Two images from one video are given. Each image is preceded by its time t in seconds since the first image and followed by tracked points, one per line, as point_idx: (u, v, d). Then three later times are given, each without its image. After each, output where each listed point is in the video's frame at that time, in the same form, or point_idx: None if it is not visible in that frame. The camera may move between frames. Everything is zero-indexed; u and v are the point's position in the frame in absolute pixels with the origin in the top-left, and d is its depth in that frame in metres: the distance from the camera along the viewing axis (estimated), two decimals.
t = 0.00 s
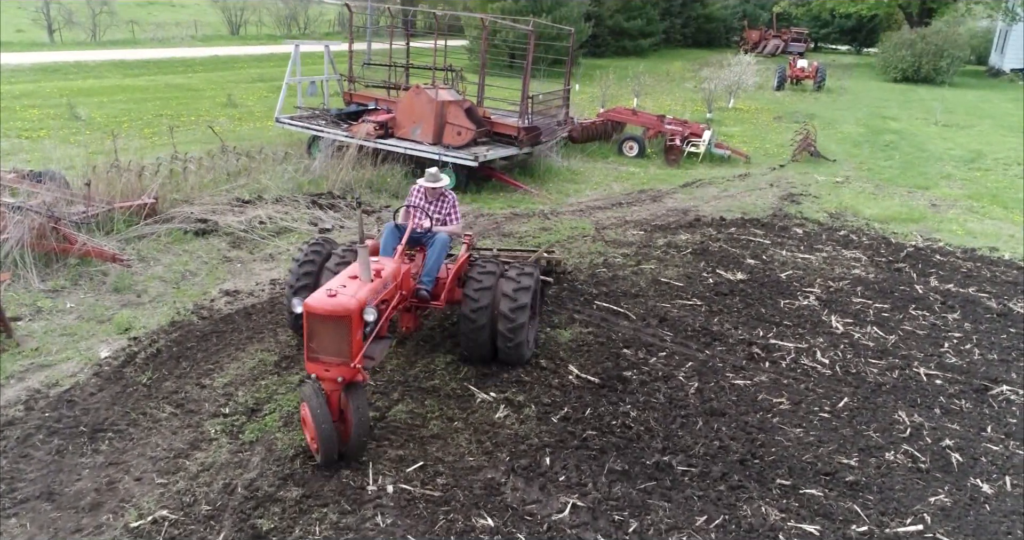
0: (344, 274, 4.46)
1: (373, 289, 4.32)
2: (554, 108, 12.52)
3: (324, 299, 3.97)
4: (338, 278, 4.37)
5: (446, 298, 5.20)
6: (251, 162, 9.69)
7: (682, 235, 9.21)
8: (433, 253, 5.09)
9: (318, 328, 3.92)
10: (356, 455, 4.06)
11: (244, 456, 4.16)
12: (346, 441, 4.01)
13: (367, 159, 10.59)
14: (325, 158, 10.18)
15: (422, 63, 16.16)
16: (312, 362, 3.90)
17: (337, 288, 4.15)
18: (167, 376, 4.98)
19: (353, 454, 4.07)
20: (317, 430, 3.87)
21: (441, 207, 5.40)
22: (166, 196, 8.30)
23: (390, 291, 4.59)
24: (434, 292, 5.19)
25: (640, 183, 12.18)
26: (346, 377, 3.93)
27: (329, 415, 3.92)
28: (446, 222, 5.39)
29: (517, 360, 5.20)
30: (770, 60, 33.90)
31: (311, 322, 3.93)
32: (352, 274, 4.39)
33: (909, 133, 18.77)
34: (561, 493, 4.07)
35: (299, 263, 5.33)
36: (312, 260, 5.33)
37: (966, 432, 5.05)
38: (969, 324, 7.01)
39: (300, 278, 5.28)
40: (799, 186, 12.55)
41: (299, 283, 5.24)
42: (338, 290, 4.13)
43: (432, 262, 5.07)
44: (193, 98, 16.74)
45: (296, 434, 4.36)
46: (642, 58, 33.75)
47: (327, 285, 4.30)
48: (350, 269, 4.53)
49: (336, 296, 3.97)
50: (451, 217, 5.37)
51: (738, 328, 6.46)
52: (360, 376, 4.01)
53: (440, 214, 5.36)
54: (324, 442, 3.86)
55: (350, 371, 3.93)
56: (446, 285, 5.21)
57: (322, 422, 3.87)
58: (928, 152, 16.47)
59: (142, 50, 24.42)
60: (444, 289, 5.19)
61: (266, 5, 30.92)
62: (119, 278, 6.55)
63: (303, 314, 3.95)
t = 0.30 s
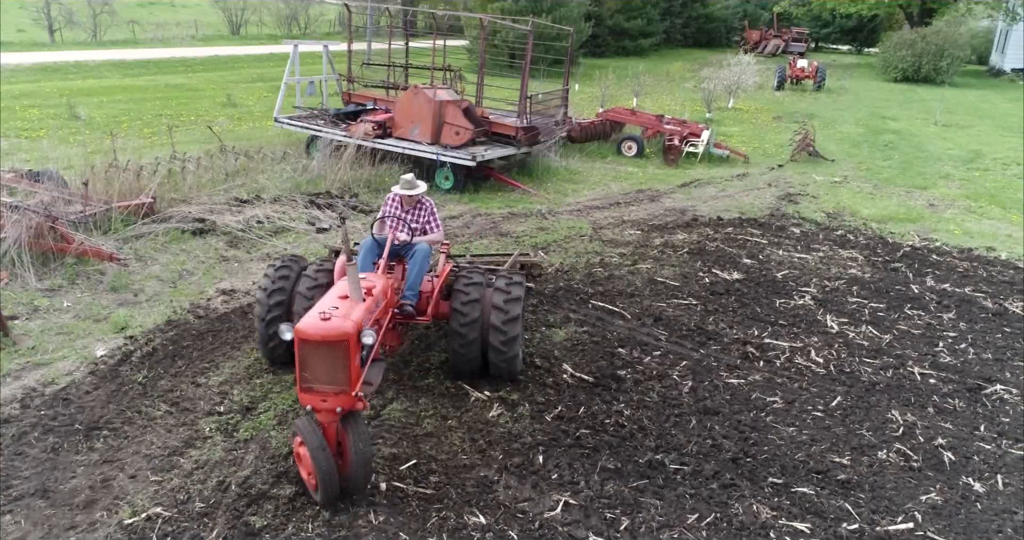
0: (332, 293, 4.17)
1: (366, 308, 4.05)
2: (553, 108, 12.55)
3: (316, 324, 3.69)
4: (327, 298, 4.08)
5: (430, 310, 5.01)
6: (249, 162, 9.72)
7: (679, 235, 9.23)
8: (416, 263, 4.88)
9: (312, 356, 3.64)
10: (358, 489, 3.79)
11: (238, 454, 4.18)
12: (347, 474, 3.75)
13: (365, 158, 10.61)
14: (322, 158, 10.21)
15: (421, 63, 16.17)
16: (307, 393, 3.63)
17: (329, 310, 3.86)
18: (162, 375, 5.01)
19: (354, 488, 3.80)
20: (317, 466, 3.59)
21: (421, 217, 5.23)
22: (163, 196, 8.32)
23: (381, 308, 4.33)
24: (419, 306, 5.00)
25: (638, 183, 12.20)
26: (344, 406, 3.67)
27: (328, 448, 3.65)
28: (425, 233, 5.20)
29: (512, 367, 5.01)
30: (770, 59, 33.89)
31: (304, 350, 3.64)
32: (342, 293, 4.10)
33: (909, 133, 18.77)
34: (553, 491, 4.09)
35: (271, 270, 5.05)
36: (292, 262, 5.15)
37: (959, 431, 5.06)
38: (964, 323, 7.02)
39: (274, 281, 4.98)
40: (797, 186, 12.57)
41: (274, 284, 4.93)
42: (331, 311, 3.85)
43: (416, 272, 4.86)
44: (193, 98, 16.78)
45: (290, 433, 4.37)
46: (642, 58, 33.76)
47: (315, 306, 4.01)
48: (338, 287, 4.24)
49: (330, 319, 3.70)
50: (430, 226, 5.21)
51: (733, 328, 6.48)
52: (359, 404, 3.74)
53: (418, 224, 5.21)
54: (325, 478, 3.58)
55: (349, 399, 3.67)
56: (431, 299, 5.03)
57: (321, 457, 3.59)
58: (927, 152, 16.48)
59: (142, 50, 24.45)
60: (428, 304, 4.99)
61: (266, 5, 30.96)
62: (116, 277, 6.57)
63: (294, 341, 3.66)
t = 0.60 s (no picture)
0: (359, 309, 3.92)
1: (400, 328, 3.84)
2: (553, 108, 12.58)
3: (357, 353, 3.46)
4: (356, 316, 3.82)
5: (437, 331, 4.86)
6: (250, 162, 9.76)
7: (677, 234, 9.26)
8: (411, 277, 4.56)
9: (357, 385, 3.42)
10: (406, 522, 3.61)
11: (237, 450, 4.22)
12: (394, 507, 3.55)
13: (365, 158, 10.64)
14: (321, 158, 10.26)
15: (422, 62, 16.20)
16: (351, 427, 3.42)
17: (366, 331, 3.62)
18: (162, 372, 5.05)
19: (403, 522, 3.61)
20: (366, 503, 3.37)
21: (409, 226, 4.84)
22: (164, 195, 8.36)
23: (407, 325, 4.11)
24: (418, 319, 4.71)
25: (637, 182, 12.23)
26: (391, 438, 3.47)
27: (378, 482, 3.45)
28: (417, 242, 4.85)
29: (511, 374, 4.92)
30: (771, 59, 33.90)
31: (348, 380, 3.42)
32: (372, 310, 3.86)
33: (909, 133, 18.79)
34: (549, 488, 4.13)
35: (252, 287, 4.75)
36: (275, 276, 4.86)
37: (953, 429, 5.10)
38: (961, 322, 7.05)
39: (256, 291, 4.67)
40: (796, 186, 12.60)
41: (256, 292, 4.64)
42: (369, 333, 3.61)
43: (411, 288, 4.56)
44: (194, 98, 16.83)
45: (289, 430, 4.41)
46: (643, 58, 33.79)
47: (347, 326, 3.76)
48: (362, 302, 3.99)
49: (374, 345, 3.47)
50: (418, 236, 4.82)
51: (730, 326, 6.51)
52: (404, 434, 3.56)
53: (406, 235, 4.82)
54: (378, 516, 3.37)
55: (395, 431, 3.47)
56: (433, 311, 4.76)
57: (373, 492, 3.39)
58: (927, 152, 16.50)
59: (144, 50, 24.51)
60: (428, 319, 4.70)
61: (268, 4, 31.03)
62: (117, 276, 6.61)
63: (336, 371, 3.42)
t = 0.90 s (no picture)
0: (416, 332, 3.90)
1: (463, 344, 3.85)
2: (554, 107, 12.64)
3: (445, 371, 3.44)
4: (419, 338, 3.80)
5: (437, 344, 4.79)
6: (252, 161, 9.82)
7: (677, 233, 9.31)
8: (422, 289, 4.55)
9: (449, 402, 3.40)
10: None
11: (242, 443, 4.28)
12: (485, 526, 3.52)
13: (367, 157, 10.70)
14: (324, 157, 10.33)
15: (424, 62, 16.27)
16: (445, 447, 3.38)
17: (444, 351, 3.62)
18: (167, 367, 5.11)
19: None
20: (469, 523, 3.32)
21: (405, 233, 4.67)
22: (168, 193, 8.44)
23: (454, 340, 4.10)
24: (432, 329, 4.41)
25: (638, 182, 12.28)
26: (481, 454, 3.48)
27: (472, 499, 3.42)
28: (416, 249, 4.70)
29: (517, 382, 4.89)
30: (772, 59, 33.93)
31: (440, 398, 3.39)
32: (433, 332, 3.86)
33: (909, 133, 18.84)
34: (549, 480, 4.18)
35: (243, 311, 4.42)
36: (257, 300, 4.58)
37: (949, 424, 5.15)
38: (958, 320, 7.10)
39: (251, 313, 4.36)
40: (796, 185, 12.65)
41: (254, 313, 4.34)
42: (446, 352, 3.61)
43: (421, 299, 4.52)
44: (197, 97, 16.92)
45: (293, 424, 4.47)
46: (644, 58, 33.84)
47: (414, 348, 3.72)
48: (415, 325, 3.97)
49: (462, 362, 3.48)
50: (418, 243, 4.66)
51: (729, 323, 6.57)
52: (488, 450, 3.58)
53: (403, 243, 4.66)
54: (480, 532, 3.30)
55: (484, 446, 3.48)
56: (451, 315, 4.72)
57: (472, 508, 3.34)
58: (927, 152, 16.55)
59: (146, 50, 24.62)
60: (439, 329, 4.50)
61: (270, 5, 31.13)
62: (122, 272, 6.68)
63: (428, 389, 3.38)
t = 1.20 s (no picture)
0: (507, 349, 3.79)
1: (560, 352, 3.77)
2: (557, 106, 12.67)
3: (575, 389, 3.36)
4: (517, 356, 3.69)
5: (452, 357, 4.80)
6: (257, 160, 9.87)
7: (680, 232, 9.34)
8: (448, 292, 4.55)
9: (585, 420, 3.35)
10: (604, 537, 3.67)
11: (250, 438, 4.33)
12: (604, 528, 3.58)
13: (371, 157, 10.75)
14: (328, 156, 10.39)
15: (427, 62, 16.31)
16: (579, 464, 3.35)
17: (557, 367, 3.55)
18: (175, 363, 5.16)
19: None
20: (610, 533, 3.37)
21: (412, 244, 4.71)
22: (174, 192, 8.48)
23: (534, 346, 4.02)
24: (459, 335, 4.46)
25: (641, 181, 12.31)
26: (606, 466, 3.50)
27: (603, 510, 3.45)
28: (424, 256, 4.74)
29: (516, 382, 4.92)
30: (775, 58, 33.93)
31: (577, 417, 3.33)
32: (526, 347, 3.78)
33: (912, 133, 18.86)
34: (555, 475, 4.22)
35: (265, 344, 4.07)
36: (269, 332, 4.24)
37: (951, 421, 5.19)
38: (961, 318, 7.12)
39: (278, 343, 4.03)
40: (799, 184, 12.68)
41: (282, 342, 4.02)
42: (560, 368, 3.55)
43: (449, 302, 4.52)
44: (200, 97, 16.97)
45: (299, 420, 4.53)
46: (647, 58, 33.88)
47: (522, 367, 3.60)
48: (499, 342, 3.86)
49: (586, 377, 3.44)
50: (427, 251, 4.73)
51: (732, 321, 6.61)
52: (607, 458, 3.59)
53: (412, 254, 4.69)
54: None
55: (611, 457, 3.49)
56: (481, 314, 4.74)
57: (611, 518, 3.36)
58: (930, 151, 16.57)
59: (149, 49, 24.66)
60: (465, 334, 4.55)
61: (273, 4, 31.18)
62: (129, 270, 6.72)
63: (567, 410, 3.31)
